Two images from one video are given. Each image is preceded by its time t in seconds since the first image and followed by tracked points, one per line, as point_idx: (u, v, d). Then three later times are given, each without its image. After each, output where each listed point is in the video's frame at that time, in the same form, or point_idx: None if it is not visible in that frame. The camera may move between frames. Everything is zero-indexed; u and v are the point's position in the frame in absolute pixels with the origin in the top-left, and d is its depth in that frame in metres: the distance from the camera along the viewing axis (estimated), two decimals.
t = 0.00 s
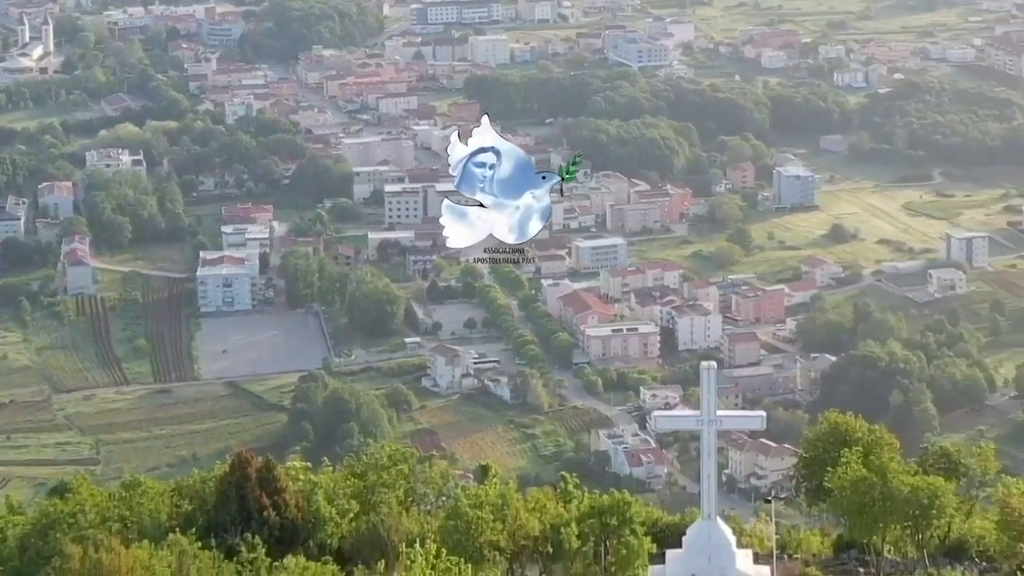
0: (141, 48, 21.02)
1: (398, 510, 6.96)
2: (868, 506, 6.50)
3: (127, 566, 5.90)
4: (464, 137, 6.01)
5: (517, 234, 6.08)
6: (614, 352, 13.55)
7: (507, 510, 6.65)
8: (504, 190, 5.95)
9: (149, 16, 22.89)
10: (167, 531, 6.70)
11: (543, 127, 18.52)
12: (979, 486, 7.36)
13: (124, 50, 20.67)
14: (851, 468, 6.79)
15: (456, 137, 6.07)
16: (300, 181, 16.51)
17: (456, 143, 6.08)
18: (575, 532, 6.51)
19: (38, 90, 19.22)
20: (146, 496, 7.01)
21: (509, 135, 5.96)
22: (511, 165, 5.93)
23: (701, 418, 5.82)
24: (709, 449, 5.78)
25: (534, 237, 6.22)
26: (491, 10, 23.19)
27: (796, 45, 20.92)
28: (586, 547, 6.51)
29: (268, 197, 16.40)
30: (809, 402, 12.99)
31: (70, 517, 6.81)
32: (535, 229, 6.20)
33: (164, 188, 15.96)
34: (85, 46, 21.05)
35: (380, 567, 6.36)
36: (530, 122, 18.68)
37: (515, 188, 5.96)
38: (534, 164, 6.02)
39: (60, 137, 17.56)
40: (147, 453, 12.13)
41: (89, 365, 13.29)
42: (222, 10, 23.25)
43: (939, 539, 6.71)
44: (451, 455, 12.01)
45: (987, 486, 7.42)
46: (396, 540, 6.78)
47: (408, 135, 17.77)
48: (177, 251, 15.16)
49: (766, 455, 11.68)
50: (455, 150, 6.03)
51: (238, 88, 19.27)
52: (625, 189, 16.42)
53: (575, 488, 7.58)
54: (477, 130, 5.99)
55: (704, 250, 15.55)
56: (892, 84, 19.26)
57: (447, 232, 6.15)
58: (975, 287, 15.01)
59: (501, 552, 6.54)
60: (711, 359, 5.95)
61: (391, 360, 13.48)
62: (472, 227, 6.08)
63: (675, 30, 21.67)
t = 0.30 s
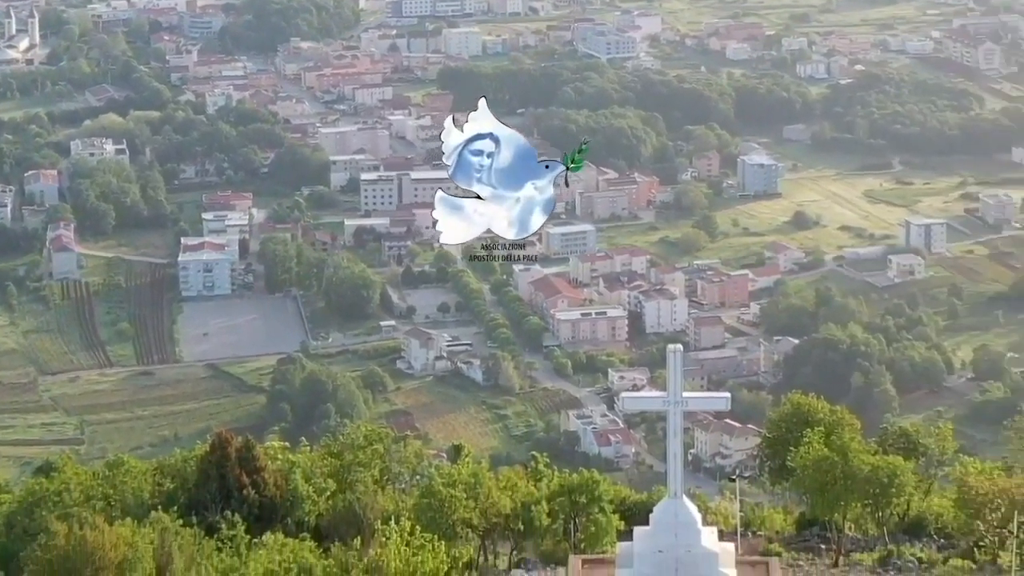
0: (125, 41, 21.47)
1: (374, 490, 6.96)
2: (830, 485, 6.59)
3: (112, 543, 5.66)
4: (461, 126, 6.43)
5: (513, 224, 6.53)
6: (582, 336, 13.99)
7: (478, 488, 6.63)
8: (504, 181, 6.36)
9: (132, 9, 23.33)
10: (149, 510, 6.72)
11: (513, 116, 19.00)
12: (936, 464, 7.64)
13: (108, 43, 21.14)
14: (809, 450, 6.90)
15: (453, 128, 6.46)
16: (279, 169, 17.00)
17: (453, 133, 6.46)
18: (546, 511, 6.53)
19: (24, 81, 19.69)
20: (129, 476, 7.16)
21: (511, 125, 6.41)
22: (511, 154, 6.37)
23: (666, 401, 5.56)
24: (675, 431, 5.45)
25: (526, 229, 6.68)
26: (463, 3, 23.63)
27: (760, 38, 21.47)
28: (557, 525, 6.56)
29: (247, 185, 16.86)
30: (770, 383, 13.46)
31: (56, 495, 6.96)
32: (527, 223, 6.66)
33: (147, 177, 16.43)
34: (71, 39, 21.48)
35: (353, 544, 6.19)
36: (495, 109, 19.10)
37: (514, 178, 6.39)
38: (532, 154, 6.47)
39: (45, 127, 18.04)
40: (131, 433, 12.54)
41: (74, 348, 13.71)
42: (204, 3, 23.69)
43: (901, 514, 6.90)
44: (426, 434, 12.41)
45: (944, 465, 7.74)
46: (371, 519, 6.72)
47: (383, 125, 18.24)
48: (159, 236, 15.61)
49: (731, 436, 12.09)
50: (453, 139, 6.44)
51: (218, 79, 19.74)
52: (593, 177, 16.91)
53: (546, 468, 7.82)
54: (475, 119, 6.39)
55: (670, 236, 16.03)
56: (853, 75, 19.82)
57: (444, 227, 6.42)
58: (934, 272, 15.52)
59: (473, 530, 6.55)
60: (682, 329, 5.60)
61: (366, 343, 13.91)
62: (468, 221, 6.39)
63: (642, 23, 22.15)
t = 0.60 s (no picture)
0: (108, 34, 22.03)
1: (349, 467, 6.92)
2: (791, 463, 6.41)
3: (97, 519, 5.63)
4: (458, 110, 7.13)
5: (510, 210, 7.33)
6: (551, 319, 14.47)
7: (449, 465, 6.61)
8: (502, 171, 7.14)
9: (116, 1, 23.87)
10: (132, 487, 6.66)
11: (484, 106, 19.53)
12: (896, 443, 7.75)
13: (91, 35, 21.68)
14: (773, 428, 6.72)
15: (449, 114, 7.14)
16: (257, 157, 17.49)
17: (447, 119, 7.15)
18: (516, 488, 6.54)
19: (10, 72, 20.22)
20: (111, 453, 6.98)
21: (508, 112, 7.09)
22: (508, 142, 7.17)
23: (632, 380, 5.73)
24: (641, 413, 5.66)
25: (526, 222, 7.51)
26: None
27: (723, 30, 22.09)
28: (527, 503, 6.54)
29: (226, 172, 17.39)
30: (733, 363, 13.95)
31: (41, 473, 6.75)
32: (528, 214, 7.49)
33: (128, 166, 16.93)
34: (55, 31, 22.04)
35: (331, 521, 6.23)
36: (464, 95, 19.59)
37: (513, 167, 7.19)
38: (532, 142, 7.29)
39: (31, 117, 18.58)
40: (114, 413, 12.96)
41: (58, 331, 14.14)
42: None
43: (861, 492, 6.73)
44: (400, 414, 12.83)
45: (902, 443, 7.85)
46: (348, 496, 6.73)
47: (358, 114, 18.72)
48: (141, 223, 16.09)
49: (695, 416, 12.52)
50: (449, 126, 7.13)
51: (198, 71, 20.29)
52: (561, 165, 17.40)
53: (516, 448, 7.84)
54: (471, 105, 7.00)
55: (636, 223, 16.52)
56: (815, 66, 20.44)
57: (442, 222, 7.11)
58: (892, 258, 16.06)
59: (444, 506, 6.48)
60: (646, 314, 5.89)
61: (343, 326, 14.36)
62: (463, 214, 7.11)
63: (610, 15, 22.65)
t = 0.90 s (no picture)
0: (90, 26, 22.87)
1: (324, 447, 7.10)
2: (754, 442, 6.60)
3: (80, 496, 5.85)
4: (454, 96, 6.76)
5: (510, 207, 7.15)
6: (520, 303, 14.94)
7: (422, 444, 6.85)
8: (500, 160, 6.82)
9: None
10: (115, 465, 6.90)
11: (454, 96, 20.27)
12: (853, 422, 8.13)
13: (76, 27, 22.56)
14: (736, 409, 6.92)
15: (444, 100, 6.85)
16: (235, 145, 18.25)
17: (445, 106, 6.86)
18: (486, 466, 6.74)
19: None
20: (94, 431, 7.30)
21: (509, 99, 6.67)
22: (509, 130, 6.78)
23: (600, 362, 5.99)
24: (607, 390, 5.95)
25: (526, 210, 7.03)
26: None
27: (687, 22, 22.95)
28: (496, 479, 6.74)
29: (206, 160, 18.17)
30: (697, 345, 14.46)
31: (24, 452, 7.08)
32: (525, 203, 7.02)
33: (110, 153, 17.64)
34: (40, 23, 22.91)
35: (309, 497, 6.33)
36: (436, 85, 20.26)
37: (512, 157, 6.83)
38: (536, 131, 6.84)
39: (17, 107, 19.37)
40: (98, 394, 13.42)
41: (44, 314, 14.64)
42: None
43: (818, 468, 6.85)
44: (374, 394, 13.29)
45: (859, 423, 8.24)
46: (323, 473, 6.82)
47: (334, 104, 19.49)
48: (123, 208, 16.69)
49: (660, 397, 13.02)
50: (445, 113, 6.84)
51: (179, 63, 21.19)
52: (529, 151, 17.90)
53: (487, 426, 8.14)
54: (468, 89, 6.71)
55: (603, 208, 17.02)
56: (775, 58, 21.24)
57: (433, 213, 6.93)
58: (850, 244, 16.66)
59: (419, 484, 6.68)
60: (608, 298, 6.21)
61: (319, 308, 14.84)
62: (458, 206, 6.92)
63: (578, 8, 23.32)
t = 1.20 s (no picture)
0: (74, 18, 24.03)
1: (301, 425, 7.23)
2: (715, 420, 6.64)
3: (63, 476, 6.00)
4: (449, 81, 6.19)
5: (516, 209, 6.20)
6: (490, 286, 15.45)
7: (392, 421, 6.93)
8: (499, 152, 6.14)
9: None
10: (98, 443, 7.17)
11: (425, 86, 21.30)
12: (812, 401, 8.34)
13: (60, 20, 23.72)
14: (696, 388, 6.94)
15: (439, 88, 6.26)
16: (214, 131, 19.10)
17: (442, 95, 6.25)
18: (457, 443, 6.86)
19: None
20: (77, 412, 7.58)
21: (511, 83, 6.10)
22: (509, 118, 6.11)
23: (567, 342, 6.02)
24: (574, 370, 5.99)
25: (530, 213, 6.20)
26: None
27: (651, 14, 23.95)
28: (467, 457, 6.87)
29: (185, 147, 19.02)
30: (661, 326, 15.01)
31: (10, 429, 7.34)
32: (531, 203, 6.19)
33: (93, 142, 18.42)
34: (25, 15, 24.05)
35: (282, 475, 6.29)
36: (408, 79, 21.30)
37: (513, 148, 6.13)
38: (539, 118, 6.14)
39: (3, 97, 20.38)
40: (80, 373, 13.91)
41: (28, 297, 15.16)
42: None
43: (778, 446, 7.14)
44: (347, 373, 13.80)
45: (818, 401, 8.45)
46: (299, 450, 6.89)
47: (309, 93, 20.49)
48: (105, 195, 17.43)
49: (625, 376, 13.54)
50: (440, 102, 6.24)
51: (158, 54, 22.28)
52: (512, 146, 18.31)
53: (456, 405, 8.36)
54: (465, 73, 6.15)
55: (570, 194, 17.58)
56: (737, 49, 22.24)
57: (426, 207, 6.12)
58: (808, 229, 17.28)
59: (391, 461, 6.76)
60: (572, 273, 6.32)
61: (294, 292, 15.37)
62: (453, 200, 6.11)
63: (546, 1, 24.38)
